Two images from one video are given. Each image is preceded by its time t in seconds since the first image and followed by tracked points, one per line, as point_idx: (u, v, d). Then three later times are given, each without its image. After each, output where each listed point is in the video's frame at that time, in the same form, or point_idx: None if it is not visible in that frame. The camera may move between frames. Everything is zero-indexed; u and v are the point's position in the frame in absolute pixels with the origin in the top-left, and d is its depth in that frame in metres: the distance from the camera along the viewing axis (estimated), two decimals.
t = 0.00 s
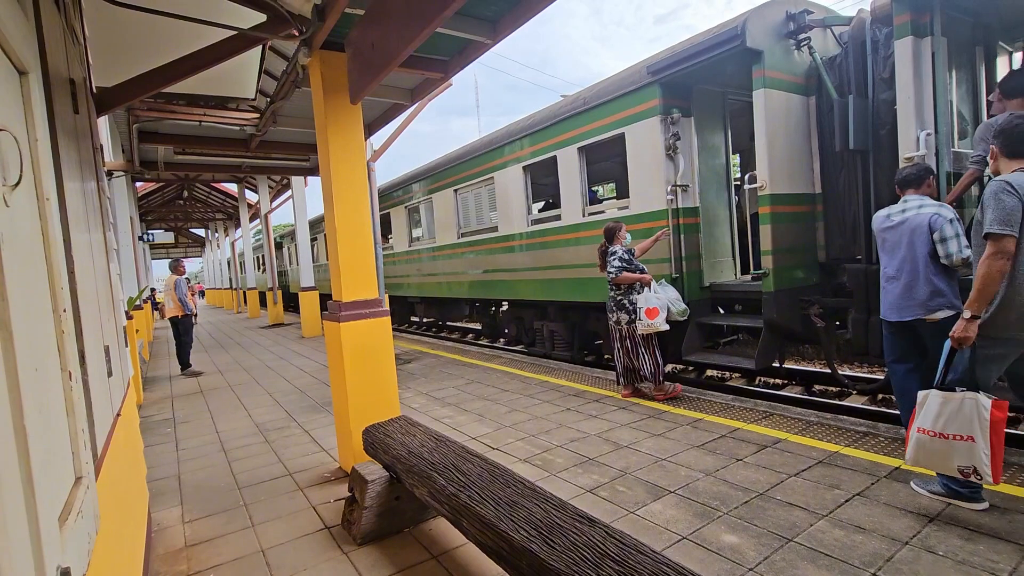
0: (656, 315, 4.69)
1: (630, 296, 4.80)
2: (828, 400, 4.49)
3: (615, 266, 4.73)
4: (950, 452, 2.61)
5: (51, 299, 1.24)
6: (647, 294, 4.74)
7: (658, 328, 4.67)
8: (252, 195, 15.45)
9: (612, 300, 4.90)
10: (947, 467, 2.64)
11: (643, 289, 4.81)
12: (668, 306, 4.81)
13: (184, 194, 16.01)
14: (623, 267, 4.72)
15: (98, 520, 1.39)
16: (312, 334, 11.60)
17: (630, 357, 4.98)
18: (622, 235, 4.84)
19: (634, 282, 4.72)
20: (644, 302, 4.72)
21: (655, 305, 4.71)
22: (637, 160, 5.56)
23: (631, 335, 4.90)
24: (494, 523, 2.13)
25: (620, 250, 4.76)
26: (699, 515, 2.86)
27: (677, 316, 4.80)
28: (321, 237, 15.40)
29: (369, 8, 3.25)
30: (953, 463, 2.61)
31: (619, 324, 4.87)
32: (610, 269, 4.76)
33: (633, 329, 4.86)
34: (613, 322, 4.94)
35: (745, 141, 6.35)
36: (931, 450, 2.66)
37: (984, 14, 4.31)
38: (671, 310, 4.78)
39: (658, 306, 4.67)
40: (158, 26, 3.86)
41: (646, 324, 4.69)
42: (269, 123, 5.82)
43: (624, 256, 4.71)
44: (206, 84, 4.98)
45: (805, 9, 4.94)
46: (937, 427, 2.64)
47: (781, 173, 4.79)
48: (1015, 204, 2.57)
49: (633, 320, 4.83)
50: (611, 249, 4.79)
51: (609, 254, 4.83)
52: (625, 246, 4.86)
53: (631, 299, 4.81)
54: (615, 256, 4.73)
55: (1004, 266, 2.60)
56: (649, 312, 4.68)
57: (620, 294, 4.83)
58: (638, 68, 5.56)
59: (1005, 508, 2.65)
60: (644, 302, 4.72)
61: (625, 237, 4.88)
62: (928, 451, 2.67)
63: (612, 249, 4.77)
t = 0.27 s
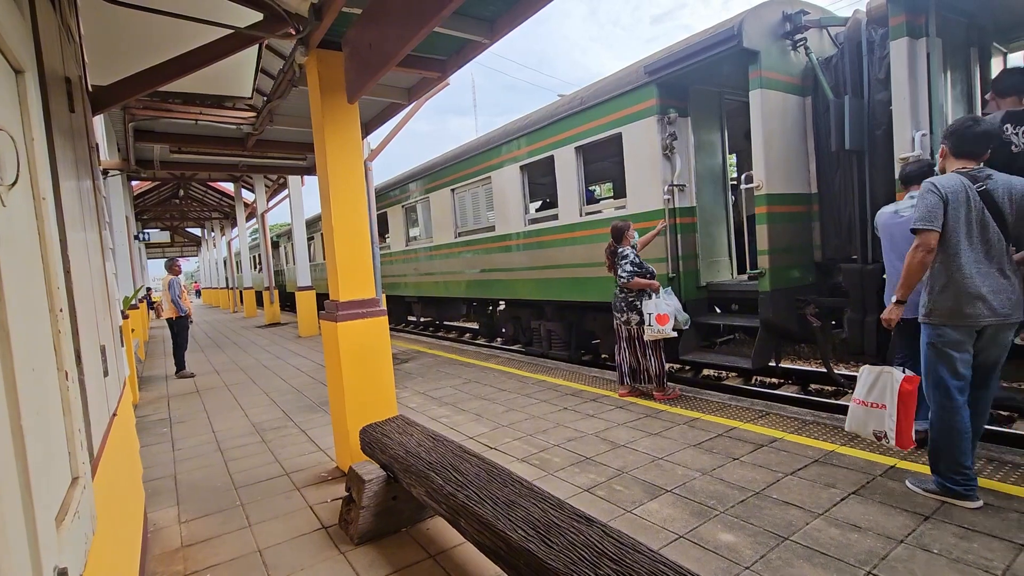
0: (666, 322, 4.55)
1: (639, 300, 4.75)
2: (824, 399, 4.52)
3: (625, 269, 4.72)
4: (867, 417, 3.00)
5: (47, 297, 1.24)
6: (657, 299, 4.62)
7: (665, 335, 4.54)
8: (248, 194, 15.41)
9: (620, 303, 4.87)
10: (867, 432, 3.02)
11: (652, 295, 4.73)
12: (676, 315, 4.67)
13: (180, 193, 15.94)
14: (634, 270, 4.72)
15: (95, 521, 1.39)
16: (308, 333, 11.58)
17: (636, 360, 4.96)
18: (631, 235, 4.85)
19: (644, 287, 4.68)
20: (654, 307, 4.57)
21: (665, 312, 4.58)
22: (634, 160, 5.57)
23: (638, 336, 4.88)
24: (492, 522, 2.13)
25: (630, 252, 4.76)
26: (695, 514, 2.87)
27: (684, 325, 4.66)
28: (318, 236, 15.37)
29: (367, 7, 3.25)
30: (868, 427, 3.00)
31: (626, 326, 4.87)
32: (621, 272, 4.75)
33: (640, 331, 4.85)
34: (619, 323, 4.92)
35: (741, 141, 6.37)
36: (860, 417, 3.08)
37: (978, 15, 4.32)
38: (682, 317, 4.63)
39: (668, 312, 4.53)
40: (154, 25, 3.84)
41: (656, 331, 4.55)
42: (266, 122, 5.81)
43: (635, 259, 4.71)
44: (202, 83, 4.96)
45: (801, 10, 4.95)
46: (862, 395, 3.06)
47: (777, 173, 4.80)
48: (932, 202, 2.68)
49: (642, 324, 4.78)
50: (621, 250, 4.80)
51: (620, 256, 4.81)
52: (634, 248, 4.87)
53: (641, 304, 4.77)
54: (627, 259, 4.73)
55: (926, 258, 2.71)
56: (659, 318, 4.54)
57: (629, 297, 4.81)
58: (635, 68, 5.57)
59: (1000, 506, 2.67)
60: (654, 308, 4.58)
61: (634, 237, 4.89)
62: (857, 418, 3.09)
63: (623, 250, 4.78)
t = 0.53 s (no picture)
0: (669, 321, 4.54)
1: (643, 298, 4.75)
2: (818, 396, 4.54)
3: (630, 266, 4.74)
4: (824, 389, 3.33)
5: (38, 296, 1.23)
6: (660, 298, 4.61)
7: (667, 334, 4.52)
8: (243, 192, 15.35)
9: (624, 300, 4.88)
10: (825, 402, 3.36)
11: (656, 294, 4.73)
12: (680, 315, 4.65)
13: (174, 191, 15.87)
14: (640, 268, 4.72)
15: (87, 519, 1.39)
16: (304, 332, 11.56)
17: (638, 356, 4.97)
18: (637, 232, 4.83)
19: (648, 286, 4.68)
20: (658, 306, 4.56)
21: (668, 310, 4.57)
22: (630, 159, 5.58)
23: (639, 333, 4.88)
24: (486, 520, 2.13)
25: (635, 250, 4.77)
26: (690, 511, 2.88)
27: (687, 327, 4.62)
28: (313, 234, 15.32)
29: (361, 5, 3.23)
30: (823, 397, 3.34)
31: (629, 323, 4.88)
32: (626, 269, 4.77)
33: (643, 328, 4.86)
34: (622, 320, 4.94)
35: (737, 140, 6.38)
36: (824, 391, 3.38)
37: (972, 14, 4.34)
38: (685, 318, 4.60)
39: (671, 311, 4.52)
40: (148, 22, 3.82)
41: (658, 329, 4.55)
42: (260, 120, 5.78)
43: (641, 257, 4.72)
44: (196, 80, 4.94)
45: (796, 9, 4.96)
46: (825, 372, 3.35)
47: (772, 171, 4.82)
48: (902, 203, 2.88)
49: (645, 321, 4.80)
50: (628, 247, 4.80)
51: (626, 253, 4.82)
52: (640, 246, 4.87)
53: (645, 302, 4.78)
54: (633, 256, 4.74)
55: (892, 255, 2.89)
56: (662, 316, 4.54)
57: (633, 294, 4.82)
58: (630, 67, 5.58)
59: (990, 502, 2.69)
60: (658, 306, 4.58)
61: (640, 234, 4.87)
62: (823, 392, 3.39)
63: (629, 247, 4.78)
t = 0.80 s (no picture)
0: (667, 316, 4.56)
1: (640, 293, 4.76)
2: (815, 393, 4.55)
3: (628, 261, 4.74)
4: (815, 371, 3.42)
5: (29, 292, 1.23)
6: (659, 293, 4.62)
7: (665, 329, 4.55)
8: (241, 190, 15.32)
9: (621, 295, 4.89)
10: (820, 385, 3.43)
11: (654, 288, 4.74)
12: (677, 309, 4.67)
13: (171, 189, 15.82)
14: (638, 264, 4.72)
15: (79, 516, 1.38)
16: (302, 330, 11.55)
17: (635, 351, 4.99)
18: (636, 229, 4.83)
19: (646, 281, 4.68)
20: (657, 301, 4.59)
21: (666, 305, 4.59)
22: (627, 156, 5.58)
23: (637, 329, 4.88)
24: (482, 517, 2.13)
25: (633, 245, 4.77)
26: (686, 507, 2.89)
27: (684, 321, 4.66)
28: (311, 232, 15.29)
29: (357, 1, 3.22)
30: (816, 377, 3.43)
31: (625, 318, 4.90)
32: (624, 264, 4.76)
33: (640, 325, 4.86)
34: (619, 315, 4.96)
35: (734, 137, 6.38)
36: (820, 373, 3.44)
37: (969, 11, 4.35)
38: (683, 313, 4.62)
39: (669, 306, 4.55)
40: (141, 18, 3.80)
41: (656, 324, 4.57)
42: (256, 117, 5.76)
43: (639, 253, 4.71)
44: (192, 77, 4.92)
45: (793, 5, 4.96)
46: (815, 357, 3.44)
47: (769, 168, 4.82)
48: (870, 203, 3.02)
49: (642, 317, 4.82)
50: (626, 243, 4.78)
51: (624, 249, 4.81)
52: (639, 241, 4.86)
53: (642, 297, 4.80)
54: (630, 252, 4.73)
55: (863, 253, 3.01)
56: (660, 311, 4.56)
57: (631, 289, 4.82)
58: (628, 64, 5.57)
59: (985, 497, 2.70)
60: (656, 301, 4.60)
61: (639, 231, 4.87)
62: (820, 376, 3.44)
63: (627, 243, 4.77)
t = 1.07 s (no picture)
0: (666, 308, 4.56)
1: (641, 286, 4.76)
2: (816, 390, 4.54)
3: (628, 256, 4.74)
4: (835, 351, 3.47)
5: (25, 287, 1.22)
6: (660, 285, 4.62)
7: (664, 321, 4.55)
8: (241, 188, 15.31)
9: (621, 290, 4.89)
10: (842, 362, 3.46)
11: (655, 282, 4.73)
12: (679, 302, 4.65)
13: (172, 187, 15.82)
14: (639, 259, 4.73)
15: (78, 512, 1.38)
16: (303, 328, 11.55)
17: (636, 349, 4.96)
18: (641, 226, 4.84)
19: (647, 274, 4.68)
20: (656, 293, 4.58)
21: (666, 297, 4.59)
22: (628, 153, 5.56)
23: (641, 324, 4.87)
24: (482, 513, 2.12)
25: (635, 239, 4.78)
26: (687, 504, 2.88)
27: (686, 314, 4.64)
28: (312, 230, 15.29)
29: None
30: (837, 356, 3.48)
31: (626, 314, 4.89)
32: (625, 259, 4.76)
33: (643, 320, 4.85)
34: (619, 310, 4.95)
35: (736, 134, 6.36)
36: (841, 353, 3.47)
37: (972, 7, 4.32)
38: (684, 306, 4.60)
39: (668, 297, 4.54)
40: (141, 15, 3.80)
41: (655, 316, 4.57)
42: (257, 115, 5.75)
43: (640, 247, 4.73)
44: (192, 74, 4.91)
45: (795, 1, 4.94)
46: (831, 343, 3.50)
47: (770, 164, 4.80)
48: (834, 206, 3.21)
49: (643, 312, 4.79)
50: (627, 239, 4.81)
51: (626, 244, 4.82)
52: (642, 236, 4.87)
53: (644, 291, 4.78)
54: (632, 246, 4.75)
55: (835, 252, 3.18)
56: (659, 303, 4.56)
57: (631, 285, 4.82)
58: (628, 61, 5.55)
59: (987, 494, 2.69)
60: (655, 293, 4.60)
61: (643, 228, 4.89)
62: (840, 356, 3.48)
63: (628, 238, 4.79)
